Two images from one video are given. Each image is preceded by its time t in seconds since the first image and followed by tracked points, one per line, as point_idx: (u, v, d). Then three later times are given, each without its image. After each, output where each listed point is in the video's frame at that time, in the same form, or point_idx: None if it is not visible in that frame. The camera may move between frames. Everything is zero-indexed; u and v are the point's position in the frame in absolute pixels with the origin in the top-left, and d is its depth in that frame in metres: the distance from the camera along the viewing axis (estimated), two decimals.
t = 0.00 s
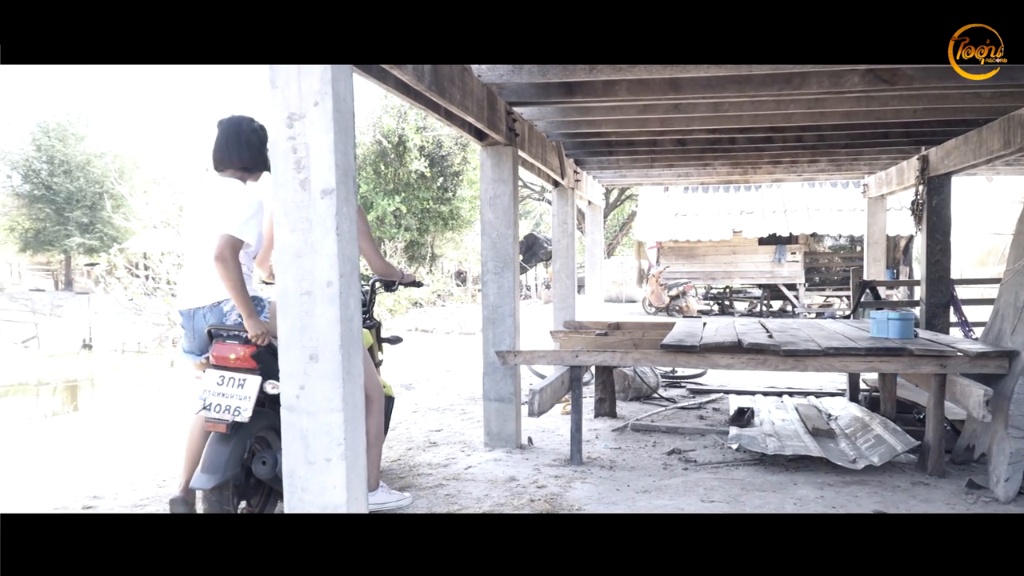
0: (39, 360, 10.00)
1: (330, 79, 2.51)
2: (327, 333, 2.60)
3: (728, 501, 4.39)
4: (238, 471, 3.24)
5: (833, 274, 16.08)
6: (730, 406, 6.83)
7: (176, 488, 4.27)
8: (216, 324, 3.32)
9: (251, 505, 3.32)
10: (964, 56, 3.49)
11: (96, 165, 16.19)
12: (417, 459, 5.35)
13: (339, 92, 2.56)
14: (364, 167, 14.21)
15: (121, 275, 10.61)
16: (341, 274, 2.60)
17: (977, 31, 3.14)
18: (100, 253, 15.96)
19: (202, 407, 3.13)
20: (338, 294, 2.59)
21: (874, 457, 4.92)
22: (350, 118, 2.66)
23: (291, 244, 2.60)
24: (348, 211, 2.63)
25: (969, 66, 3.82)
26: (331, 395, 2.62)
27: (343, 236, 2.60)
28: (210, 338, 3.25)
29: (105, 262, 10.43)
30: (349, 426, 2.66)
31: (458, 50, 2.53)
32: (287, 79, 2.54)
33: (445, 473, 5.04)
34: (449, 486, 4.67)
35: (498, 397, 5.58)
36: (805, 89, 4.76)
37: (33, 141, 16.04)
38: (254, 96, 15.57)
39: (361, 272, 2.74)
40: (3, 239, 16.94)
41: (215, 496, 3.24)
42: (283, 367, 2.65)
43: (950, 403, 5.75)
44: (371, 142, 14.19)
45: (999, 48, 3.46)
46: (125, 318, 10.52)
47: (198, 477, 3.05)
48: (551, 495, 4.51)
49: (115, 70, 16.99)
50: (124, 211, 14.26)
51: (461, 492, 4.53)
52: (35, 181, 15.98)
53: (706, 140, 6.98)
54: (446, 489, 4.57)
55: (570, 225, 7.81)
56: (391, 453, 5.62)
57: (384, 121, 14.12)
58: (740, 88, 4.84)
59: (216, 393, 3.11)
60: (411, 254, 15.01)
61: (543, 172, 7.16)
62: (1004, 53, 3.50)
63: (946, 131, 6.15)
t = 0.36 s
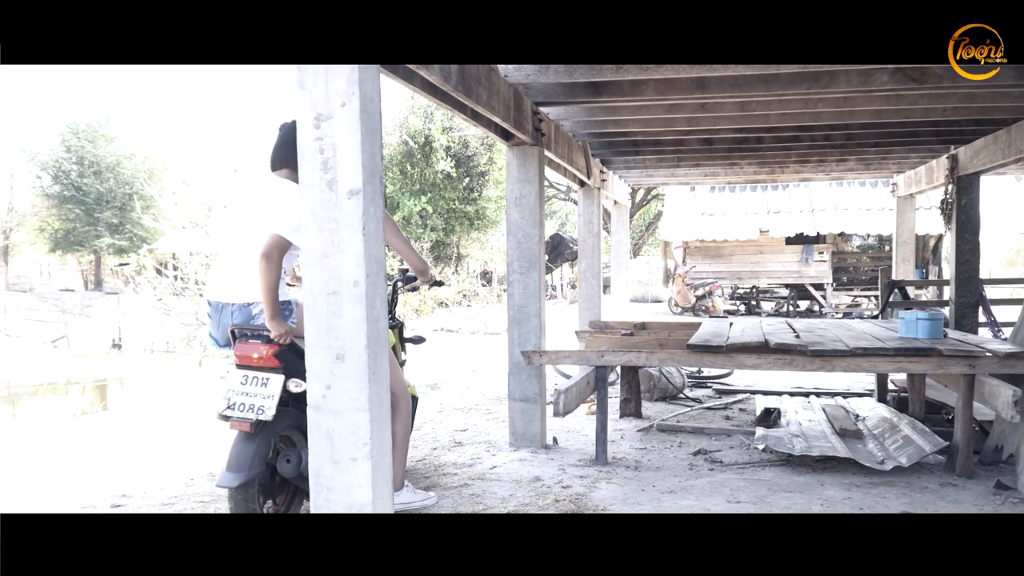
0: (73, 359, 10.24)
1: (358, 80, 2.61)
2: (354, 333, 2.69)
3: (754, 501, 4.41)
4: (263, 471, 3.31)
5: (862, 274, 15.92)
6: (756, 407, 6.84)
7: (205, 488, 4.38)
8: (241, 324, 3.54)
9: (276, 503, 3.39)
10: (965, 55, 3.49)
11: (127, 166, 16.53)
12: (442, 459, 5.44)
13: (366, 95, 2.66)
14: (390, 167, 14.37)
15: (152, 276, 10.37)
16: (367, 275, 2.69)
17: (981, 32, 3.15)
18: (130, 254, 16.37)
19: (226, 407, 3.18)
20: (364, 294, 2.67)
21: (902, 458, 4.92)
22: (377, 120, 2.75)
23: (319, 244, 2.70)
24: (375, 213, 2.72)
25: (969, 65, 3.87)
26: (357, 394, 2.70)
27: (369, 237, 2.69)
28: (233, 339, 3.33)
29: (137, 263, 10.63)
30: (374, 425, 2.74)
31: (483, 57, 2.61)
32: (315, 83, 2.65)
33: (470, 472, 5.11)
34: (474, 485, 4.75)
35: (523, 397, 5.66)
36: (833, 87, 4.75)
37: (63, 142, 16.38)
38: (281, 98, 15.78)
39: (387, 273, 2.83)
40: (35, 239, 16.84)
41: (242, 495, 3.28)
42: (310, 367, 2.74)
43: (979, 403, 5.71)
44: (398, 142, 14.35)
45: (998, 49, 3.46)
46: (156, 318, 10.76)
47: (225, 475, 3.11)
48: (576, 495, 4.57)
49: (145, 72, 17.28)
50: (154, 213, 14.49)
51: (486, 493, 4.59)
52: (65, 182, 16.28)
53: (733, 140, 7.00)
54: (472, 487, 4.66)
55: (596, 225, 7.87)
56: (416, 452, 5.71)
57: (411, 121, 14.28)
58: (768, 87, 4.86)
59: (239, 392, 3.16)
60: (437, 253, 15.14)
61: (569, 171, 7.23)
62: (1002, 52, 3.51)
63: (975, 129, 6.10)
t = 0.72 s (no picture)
0: (82, 359, 10.32)
1: (366, 80, 2.63)
2: (362, 332, 2.72)
3: (761, 502, 4.42)
4: (271, 470, 3.34)
5: (871, 274, 15.87)
6: (764, 408, 6.84)
7: (215, 487, 4.42)
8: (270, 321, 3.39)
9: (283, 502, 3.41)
10: (966, 56, 3.49)
11: (136, 167, 16.68)
12: (450, 459, 5.47)
13: (374, 94, 2.68)
14: (398, 167, 14.42)
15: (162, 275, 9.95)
16: (375, 275, 2.71)
17: (982, 32, 3.14)
18: (138, 254, 16.55)
19: (235, 406, 3.20)
20: (372, 294, 2.70)
21: (911, 458, 4.91)
22: (385, 120, 2.77)
23: (327, 244, 2.72)
24: (383, 213, 2.75)
25: (968, 65, 3.88)
26: (365, 394, 2.73)
27: (377, 237, 2.71)
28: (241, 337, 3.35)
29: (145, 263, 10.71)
30: (382, 425, 2.76)
31: (491, 57, 2.63)
32: (324, 83, 2.67)
33: (477, 472, 5.13)
34: (481, 485, 4.77)
35: (530, 397, 5.67)
36: (841, 87, 4.75)
37: (72, 142, 16.53)
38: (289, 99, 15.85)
39: (395, 273, 2.85)
40: (43, 239, 17.08)
41: (250, 494, 3.33)
42: (318, 367, 2.77)
43: (988, 403, 5.69)
44: (405, 142, 14.41)
45: (999, 50, 3.47)
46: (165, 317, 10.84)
47: (234, 475, 3.14)
48: (583, 495, 4.58)
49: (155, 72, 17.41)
50: (163, 213, 14.58)
51: (494, 492, 4.61)
52: (75, 182, 16.45)
53: (741, 139, 7.00)
54: (479, 486, 4.68)
55: (603, 225, 7.87)
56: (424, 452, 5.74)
57: (419, 121, 14.32)
58: (776, 87, 4.87)
59: (248, 391, 3.17)
60: (445, 253, 15.18)
61: (576, 171, 7.24)
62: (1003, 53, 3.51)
63: (984, 129, 6.09)
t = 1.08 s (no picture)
0: (82, 358, 10.33)
1: (366, 80, 2.63)
2: (362, 333, 2.72)
3: (760, 501, 4.42)
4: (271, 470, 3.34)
5: (871, 274, 15.88)
6: (764, 408, 6.84)
7: (215, 487, 4.42)
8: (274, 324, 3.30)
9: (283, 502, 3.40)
10: (966, 56, 3.49)
11: (136, 167, 16.69)
12: (450, 459, 5.46)
13: (375, 94, 2.68)
14: (398, 167, 14.42)
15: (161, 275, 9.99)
16: (375, 275, 2.71)
17: (982, 32, 3.14)
18: (138, 254, 16.58)
19: (234, 407, 3.20)
20: (372, 294, 2.70)
21: (911, 459, 4.91)
22: (385, 121, 2.77)
23: (327, 244, 2.72)
24: (383, 213, 2.75)
25: (970, 65, 3.88)
26: (365, 394, 2.73)
27: (377, 237, 2.71)
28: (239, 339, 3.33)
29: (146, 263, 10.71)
30: (381, 425, 2.76)
31: (491, 58, 2.63)
32: (325, 83, 2.67)
33: (477, 473, 5.13)
34: (481, 485, 4.77)
35: (530, 397, 5.67)
36: (842, 87, 4.75)
37: (72, 143, 16.54)
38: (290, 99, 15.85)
39: (394, 273, 2.85)
40: (43, 239, 17.06)
41: (250, 494, 3.31)
42: (318, 367, 2.77)
43: (988, 403, 5.69)
44: (405, 142, 14.41)
45: (999, 49, 3.47)
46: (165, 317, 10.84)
47: (233, 474, 3.13)
48: (583, 495, 4.58)
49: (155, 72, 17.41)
50: (163, 213, 14.56)
51: (494, 492, 4.61)
52: (75, 182, 16.45)
53: (741, 139, 7.00)
54: (478, 486, 4.68)
55: (604, 225, 7.86)
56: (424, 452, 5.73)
57: (419, 121, 14.32)
58: (776, 87, 4.87)
59: (246, 392, 3.17)
60: (445, 253, 15.17)
61: (576, 171, 7.23)
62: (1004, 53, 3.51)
63: (984, 129, 6.09)
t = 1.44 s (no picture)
0: (80, 359, 10.31)
1: (364, 80, 2.62)
2: (360, 333, 2.71)
3: (758, 501, 4.42)
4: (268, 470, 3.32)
5: (868, 274, 15.90)
6: (761, 408, 6.84)
7: (211, 487, 4.40)
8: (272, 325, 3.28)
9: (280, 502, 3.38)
10: (965, 56, 3.49)
11: (133, 167, 16.68)
12: (447, 459, 5.45)
13: (373, 94, 2.67)
14: (396, 167, 14.41)
15: (159, 276, 9.96)
16: (372, 275, 2.70)
17: (981, 32, 3.14)
18: (136, 254, 16.56)
19: (230, 407, 3.19)
20: (369, 295, 2.69)
21: (908, 459, 4.91)
22: (383, 121, 2.76)
23: (324, 244, 2.72)
24: (380, 213, 2.74)
25: (969, 65, 3.88)
26: (362, 394, 2.72)
27: (375, 237, 2.70)
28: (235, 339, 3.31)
29: (143, 263, 10.69)
30: (379, 426, 2.75)
31: (489, 58, 2.62)
32: (322, 83, 2.66)
33: (474, 473, 5.12)
34: (478, 485, 4.76)
35: (527, 397, 5.67)
36: (840, 87, 4.75)
37: (70, 143, 16.52)
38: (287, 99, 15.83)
39: (392, 273, 2.84)
40: (41, 239, 17.01)
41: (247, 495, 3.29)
42: (315, 367, 2.76)
43: (985, 403, 5.69)
44: (403, 142, 14.40)
45: (998, 49, 3.46)
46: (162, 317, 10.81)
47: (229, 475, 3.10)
48: (580, 495, 4.57)
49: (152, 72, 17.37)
50: (161, 213, 14.53)
51: (491, 492, 4.60)
52: (72, 182, 16.44)
53: (739, 139, 7.00)
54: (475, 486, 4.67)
55: (601, 225, 7.84)
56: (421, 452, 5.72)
57: (416, 122, 14.30)
58: (774, 87, 4.86)
59: (243, 392, 3.16)
60: (443, 253, 15.16)
61: (574, 171, 7.22)
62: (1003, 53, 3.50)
63: (982, 130, 6.09)
